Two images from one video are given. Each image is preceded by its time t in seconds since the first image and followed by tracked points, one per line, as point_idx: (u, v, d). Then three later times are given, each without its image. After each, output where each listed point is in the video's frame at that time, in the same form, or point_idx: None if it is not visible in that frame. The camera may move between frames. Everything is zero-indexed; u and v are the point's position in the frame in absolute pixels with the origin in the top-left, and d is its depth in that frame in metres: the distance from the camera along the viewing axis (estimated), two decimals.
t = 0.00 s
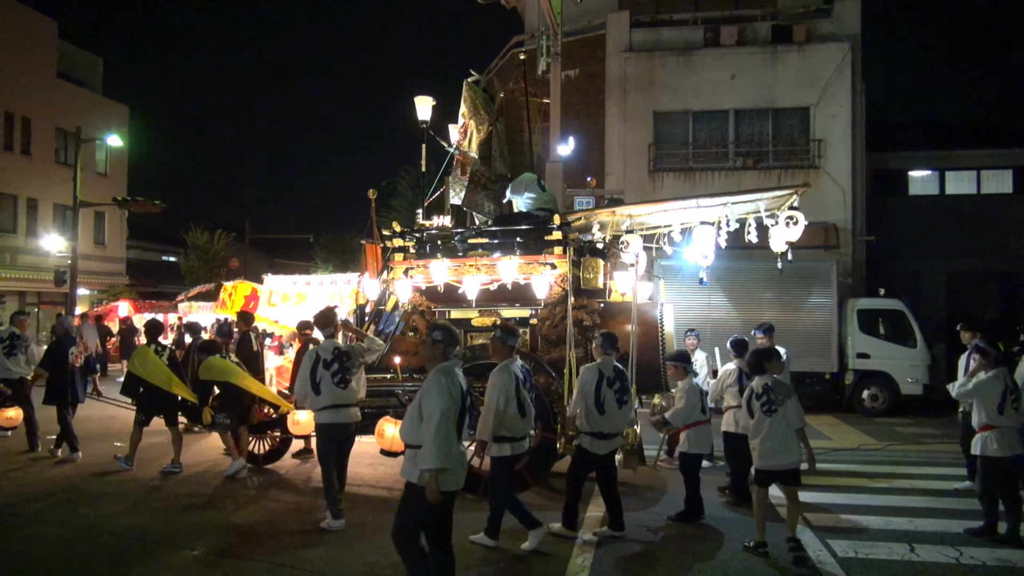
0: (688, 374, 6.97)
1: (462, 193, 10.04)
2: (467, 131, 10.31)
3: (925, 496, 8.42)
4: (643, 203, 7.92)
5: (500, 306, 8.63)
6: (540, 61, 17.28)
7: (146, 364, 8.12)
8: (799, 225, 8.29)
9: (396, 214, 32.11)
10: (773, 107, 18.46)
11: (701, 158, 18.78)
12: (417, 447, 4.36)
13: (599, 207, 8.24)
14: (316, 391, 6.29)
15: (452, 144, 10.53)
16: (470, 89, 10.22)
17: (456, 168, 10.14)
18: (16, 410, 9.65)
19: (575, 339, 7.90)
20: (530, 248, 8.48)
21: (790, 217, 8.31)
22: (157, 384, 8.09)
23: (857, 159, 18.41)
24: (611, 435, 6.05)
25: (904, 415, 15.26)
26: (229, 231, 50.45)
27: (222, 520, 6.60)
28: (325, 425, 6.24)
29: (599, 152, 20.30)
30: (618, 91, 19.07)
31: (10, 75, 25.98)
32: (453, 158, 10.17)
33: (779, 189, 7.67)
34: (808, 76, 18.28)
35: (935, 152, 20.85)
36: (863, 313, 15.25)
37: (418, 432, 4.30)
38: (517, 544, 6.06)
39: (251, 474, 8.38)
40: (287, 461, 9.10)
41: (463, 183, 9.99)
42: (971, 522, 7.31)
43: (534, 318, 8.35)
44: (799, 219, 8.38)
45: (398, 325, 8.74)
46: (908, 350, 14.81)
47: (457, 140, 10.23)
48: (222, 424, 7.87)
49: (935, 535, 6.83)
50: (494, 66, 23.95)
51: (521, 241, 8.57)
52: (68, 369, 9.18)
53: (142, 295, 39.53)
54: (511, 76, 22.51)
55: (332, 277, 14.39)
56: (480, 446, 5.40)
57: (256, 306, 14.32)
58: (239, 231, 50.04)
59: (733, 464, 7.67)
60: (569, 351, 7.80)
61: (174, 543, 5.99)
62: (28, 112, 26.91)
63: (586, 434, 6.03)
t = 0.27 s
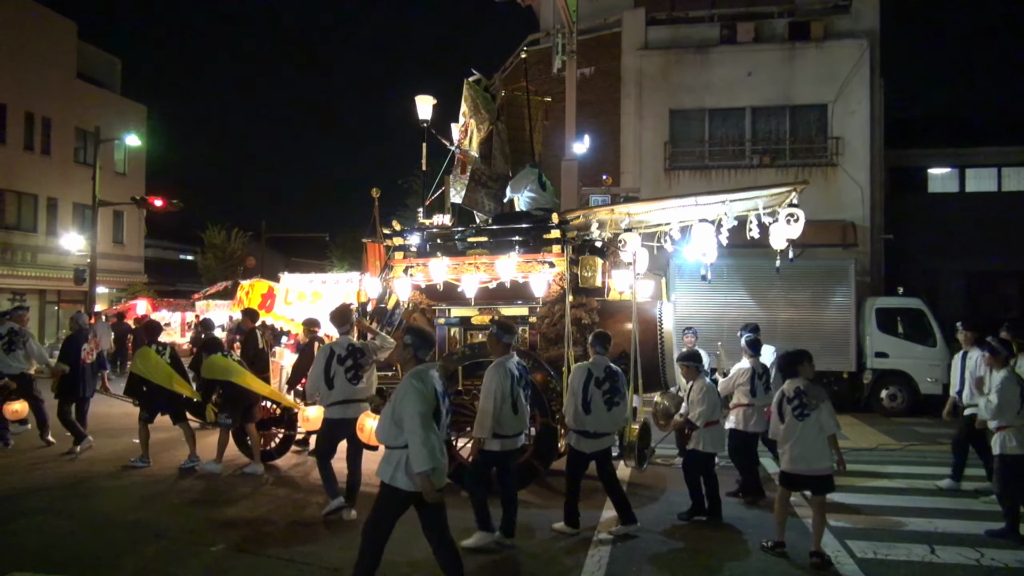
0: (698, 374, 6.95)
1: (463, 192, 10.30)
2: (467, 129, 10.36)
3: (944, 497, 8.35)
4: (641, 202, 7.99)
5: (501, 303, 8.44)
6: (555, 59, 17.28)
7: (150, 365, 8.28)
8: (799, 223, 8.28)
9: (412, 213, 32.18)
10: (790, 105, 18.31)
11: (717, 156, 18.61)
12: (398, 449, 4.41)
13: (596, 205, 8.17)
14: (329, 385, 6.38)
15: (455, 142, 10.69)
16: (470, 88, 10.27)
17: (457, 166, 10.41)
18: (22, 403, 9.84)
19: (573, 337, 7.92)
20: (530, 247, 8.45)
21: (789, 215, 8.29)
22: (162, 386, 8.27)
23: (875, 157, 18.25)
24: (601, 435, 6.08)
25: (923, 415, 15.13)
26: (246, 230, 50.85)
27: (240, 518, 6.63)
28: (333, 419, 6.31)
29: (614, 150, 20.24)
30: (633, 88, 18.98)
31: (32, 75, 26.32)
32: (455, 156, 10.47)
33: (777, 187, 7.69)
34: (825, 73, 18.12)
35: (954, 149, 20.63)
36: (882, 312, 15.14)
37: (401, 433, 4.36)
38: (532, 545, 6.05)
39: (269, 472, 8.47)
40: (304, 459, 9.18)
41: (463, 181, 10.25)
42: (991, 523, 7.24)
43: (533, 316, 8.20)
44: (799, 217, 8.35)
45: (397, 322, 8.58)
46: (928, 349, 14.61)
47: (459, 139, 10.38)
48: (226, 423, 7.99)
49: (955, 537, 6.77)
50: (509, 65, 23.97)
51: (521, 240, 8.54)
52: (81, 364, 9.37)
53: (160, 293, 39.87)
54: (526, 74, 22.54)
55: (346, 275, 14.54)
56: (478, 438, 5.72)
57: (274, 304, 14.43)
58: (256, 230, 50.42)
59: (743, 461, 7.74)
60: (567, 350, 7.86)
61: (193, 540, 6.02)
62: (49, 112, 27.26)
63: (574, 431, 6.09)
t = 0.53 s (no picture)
0: (698, 376, 6.95)
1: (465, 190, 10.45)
2: (468, 130, 10.42)
3: (965, 498, 8.28)
4: (641, 201, 8.11)
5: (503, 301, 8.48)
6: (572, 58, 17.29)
7: (156, 361, 8.41)
8: (800, 224, 8.34)
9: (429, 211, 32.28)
10: (809, 103, 18.15)
11: (736, 154, 18.48)
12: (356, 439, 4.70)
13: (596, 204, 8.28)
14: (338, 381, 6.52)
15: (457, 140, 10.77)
16: (473, 86, 10.37)
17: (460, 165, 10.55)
18: (30, 403, 9.74)
19: (573, 334, 7.96)
20: (530, 246, 8.56)
21: (789, 215, 8.38)
22: (169, 380, 8.40)
23: (896, 155, 18.06)
24: (598, 433, 6.14)
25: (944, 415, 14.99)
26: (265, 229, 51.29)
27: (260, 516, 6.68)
28: (342, 414, 6.41)
29: (631, 149, 20.18)
30: (652, 86, 18.91)
31: (53, 75, 26.63)
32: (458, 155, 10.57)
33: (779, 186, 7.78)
34: (845, 71, 17.94)
35: (976, 147, 20.41)
36: (902, 312, 15.01)
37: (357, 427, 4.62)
38: (551, 544, 6.06)
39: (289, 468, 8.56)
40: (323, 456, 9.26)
41: (466, 180, 10.41)
42: (1013, 526, 7.18)
43: (534, 313, 8.26)
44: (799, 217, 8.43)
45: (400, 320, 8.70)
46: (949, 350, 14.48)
47: (461, 138, 10.45)
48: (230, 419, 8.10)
49: (978, 540, 6.72)
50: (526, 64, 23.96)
51: (522, 239, 8.65)
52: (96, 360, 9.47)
53: (180, 291, 40.23)
54: (543, 73, 22.55)
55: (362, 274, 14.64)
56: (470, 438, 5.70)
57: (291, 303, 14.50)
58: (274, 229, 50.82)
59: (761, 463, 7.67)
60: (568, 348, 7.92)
61: (217, 538, 6.08)
62: (71, 111, 27.57)
63: (569, 429, 6.16)
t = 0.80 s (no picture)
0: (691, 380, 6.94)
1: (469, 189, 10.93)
2: (473, 129, 10.79)
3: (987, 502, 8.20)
4: (643, 200, 8.19)
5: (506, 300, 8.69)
6: (590, 57, 17.24)
7: (172, 355, 8.50)
8: (801, 222, 8.54)
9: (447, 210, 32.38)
10: (829, 102, 17.99)
11: (755, 154, 18.34)
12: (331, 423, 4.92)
13: (598, 204, 8.39)
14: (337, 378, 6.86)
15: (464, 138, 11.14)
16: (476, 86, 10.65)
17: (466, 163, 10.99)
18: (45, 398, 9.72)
19: (574, 333, 8.00)
20: (532, 245, 8.62)
21: (790, 215, 8.55)
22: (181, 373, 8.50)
23: (917, 154, 17.87)
24: (597, 431, 6.14)
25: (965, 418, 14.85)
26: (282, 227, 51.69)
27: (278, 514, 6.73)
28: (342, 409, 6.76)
29: (649, 149, 20.10)
30: (670, 86, 18.80)
31: (76, 74, 26.97)
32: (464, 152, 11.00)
33: (780, 185, 7.82)
34: (866, 70, 17.77)
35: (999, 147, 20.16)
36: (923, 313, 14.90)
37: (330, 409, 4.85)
38: (567, 544, 6.05)
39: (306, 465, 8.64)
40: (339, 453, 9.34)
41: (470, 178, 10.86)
42: None
43: (536, 313, 8.45)
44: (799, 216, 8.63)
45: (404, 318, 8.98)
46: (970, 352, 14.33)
47: (466, 137, 10.85)
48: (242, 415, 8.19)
49: (999, 544, 6.66)
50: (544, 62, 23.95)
51: (524, 239, 8.71)
52: (102, 358, 9.60)
53: (199, 288, 40.63)
54: (560, 72, 22.53)
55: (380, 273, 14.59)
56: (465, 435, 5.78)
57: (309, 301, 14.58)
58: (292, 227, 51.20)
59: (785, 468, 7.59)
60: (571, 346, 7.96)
61: (234, 534, 6.13)
62: (93, 110, 27.90)
63: (573, 429, 6.18)
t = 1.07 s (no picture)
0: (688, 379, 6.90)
1: (474, 188, 10.95)
2: (479, 130, 10.89)
3: (1007, 507, 8.12)
4: (646, 200, 8.24)
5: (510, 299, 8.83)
6: (608, 56, 17.17)
7: (182, 352, 8.61)
8: (802, 221, 8.50)
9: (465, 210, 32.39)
10: (849, 101, 17.80)
11: (774, 153, 18.18)
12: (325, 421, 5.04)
13: (602, 204, 8.44)
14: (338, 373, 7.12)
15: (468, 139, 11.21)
16: (482, 86, 10.73)
17: (471, 163, 11.08)
18: (56, 391, 10.15)
19: (578, 332, 8.04)
20: (535, 245, 8.70)
21: (791, 214, 8.52)
22: (192, 372, 8.57)
23: (938, 154, 17.64)
24: (597, 432, 6.16)
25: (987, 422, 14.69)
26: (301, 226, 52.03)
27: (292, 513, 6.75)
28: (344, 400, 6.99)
29: (666, 148, 19.96)
30: (688, 85, 18.67)
31: (98, 74, 27.27)
32: (469, 152, 11.09)
33: (784, 186, 7.85)
34: (887, 69, 17.56)
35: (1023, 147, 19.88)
36: (944, 316, 14.77)
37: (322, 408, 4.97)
38: (581, 545, 6.03)
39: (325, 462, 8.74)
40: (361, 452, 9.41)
41: (475, 178, 10.93)
42: None
43: (540, 313, 8.52)
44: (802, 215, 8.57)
45: (410, 317, 9.20)
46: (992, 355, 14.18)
47: (471, 138, 10.95)
48: (251, 412, 8.35)
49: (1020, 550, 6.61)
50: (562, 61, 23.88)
51: (528, 239, 8.78)
52: (105, 354, 9.84)
53: (218, 287, 40.98)
54: (578, 72, 22.51)
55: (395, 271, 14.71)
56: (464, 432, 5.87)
57: (326, 299, 14.68)
58: (310, 226, 51.52)
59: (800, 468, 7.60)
60: (574, 346, 8.00)
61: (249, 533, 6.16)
62: (114, 109, 28.20)
63: (573, 429, 6.18)
